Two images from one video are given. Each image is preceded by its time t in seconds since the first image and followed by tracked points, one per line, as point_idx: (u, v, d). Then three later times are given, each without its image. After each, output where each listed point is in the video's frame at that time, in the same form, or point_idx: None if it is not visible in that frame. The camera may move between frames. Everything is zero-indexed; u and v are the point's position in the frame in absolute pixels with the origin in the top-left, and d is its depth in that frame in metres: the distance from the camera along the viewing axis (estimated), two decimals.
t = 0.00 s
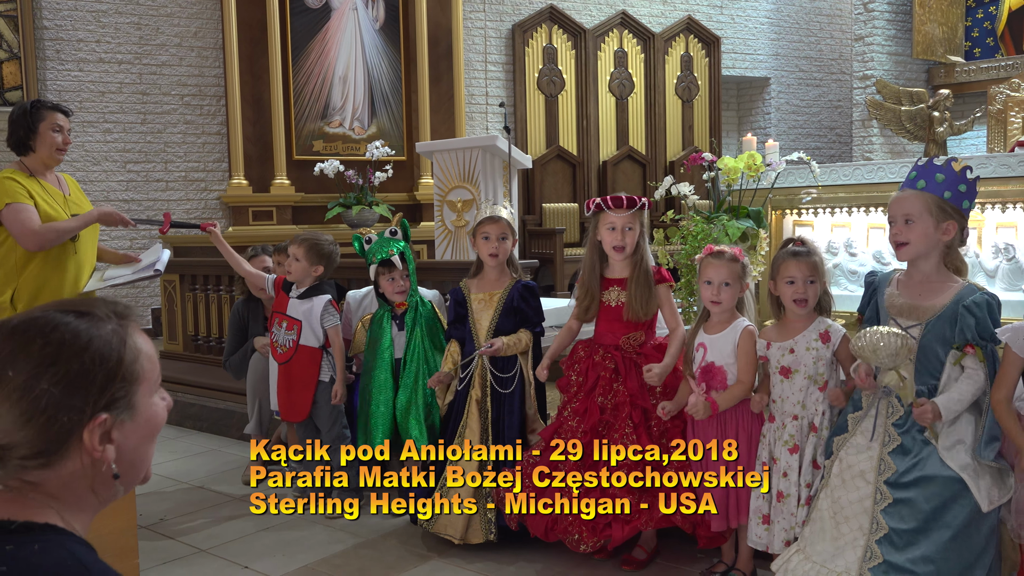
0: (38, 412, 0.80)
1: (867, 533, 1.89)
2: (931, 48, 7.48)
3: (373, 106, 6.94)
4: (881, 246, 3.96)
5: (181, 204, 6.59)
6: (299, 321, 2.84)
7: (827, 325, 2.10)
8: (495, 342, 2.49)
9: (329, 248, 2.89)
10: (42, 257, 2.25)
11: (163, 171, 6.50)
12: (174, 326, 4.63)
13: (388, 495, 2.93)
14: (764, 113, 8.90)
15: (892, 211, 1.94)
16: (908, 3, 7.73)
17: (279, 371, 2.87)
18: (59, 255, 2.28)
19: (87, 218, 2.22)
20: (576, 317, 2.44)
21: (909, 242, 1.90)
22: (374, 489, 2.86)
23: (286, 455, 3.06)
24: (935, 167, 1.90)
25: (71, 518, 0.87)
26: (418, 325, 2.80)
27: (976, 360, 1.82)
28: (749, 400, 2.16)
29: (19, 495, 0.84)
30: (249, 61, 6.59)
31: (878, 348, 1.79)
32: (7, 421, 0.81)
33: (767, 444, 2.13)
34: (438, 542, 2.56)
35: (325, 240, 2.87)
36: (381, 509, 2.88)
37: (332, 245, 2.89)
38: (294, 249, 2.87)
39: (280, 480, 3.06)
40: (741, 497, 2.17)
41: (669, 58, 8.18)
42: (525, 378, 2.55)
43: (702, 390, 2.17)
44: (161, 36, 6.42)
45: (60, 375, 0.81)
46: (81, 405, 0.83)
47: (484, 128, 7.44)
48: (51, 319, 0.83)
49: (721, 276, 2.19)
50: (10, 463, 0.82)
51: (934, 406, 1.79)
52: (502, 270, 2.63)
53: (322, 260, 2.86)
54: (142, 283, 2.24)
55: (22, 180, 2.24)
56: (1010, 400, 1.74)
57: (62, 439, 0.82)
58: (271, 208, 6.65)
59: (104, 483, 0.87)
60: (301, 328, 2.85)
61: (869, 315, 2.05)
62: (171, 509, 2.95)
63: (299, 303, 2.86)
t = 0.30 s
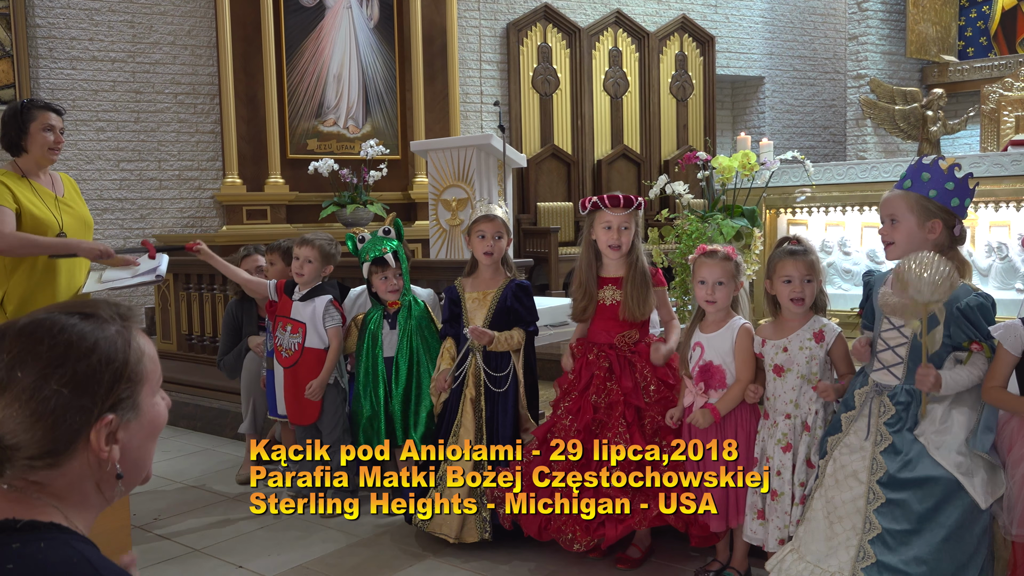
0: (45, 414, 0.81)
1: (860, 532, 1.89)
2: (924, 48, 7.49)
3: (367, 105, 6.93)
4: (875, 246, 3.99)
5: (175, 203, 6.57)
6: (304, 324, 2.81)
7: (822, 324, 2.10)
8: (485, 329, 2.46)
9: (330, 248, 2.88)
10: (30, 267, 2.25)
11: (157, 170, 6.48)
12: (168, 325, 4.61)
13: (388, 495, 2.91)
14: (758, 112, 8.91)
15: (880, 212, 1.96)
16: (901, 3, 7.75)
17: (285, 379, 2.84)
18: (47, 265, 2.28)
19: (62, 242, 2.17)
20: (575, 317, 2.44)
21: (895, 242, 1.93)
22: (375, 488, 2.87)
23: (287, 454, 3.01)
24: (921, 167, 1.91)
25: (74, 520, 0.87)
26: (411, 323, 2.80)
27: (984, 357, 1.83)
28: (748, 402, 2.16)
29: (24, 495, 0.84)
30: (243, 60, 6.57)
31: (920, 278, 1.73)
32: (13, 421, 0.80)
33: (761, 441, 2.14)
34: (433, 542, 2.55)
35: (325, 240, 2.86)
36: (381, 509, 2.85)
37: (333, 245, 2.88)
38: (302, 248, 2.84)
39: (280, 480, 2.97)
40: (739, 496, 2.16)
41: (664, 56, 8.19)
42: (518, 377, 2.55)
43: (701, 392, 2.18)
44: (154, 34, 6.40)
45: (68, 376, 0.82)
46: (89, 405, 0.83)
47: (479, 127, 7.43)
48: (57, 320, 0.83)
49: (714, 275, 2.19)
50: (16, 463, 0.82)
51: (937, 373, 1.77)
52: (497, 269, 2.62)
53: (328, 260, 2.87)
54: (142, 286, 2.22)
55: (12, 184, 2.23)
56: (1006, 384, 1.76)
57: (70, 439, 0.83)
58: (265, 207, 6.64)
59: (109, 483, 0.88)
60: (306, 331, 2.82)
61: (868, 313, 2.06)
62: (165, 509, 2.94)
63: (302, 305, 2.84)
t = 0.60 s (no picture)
0: (40, 406, 0.81)
1: (850, 529, 1.91)
2: (913, 48, 7.52)
3: (359, 105, 6.93)
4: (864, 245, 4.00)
5: (165, 202, 6.55)
6: (301, 327, 2.82)
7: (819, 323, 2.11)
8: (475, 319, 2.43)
9: (326, 246, 2.88)
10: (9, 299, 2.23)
11: (148, 169, 6.46)
12: (159, 325, 4.60)
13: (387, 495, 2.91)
14: (748, 112, 8.95)
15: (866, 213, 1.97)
16: (890, 4, 7.79)
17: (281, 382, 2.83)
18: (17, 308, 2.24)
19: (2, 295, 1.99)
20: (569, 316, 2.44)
21: (882, 241, 1.95)
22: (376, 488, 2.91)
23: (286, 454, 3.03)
24: (905, 167, 1.94)
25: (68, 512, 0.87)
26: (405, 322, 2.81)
27: (947, 356, 1.83)
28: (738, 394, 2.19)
29: (17, 489, 0.83)
30: (234, 60, 6.56)
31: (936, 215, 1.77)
32: (9, 413, 0.81)
33: (754, 437, 2.14)
34: (424, 541, 2.56)
35: (320, 239, 2.85)
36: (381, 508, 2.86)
37: (328, 243, 2.88)
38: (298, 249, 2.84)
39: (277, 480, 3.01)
40: (727, 494, 2.17)
41: (655, 57, 8.21)
42: (508, 375, 2.56)
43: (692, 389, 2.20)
44: (145, 33, 6.38)
45: (64, 368, 0.82)
46: (85, 398, 0.83)
47: (470, 126, 7.44)
48: (51, 314, 0.84)
49: (705, 275, 2.20)
50: (10, 455, 0.82)
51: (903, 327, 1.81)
52: (488, 267, 2.63)
53: (325, 259, 2.87)
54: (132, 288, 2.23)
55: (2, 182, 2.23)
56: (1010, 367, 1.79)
57: (65, 433, 0.83)
58: (256, 207, 6.63)
59: (104, 474, 0.88)
60: (302, 334, 2.83)
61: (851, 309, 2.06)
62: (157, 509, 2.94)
63: (299, 308, 2.85)
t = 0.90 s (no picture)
0: (30, 413, 0.83)
1: (842, 529, 1.91)
2: (900, 50, 7.55)
3: (348, 105, 6.92)
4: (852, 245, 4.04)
5: (153, 202, 6.52)
6: (293, 329, 2.81)
7: (807, 323, 2.11)
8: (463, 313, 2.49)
9: (318, 247, 2.87)
10: None
11: (136, 169, 6.43)
12: (147, 326, 4.58)
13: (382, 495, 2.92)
14: (737, 113, 8.99)
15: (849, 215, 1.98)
16: (877, 6, 7.85)
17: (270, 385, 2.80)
18: None
19: None
20: (556, 316, 2.45)
21: (868, 241, 1.95)
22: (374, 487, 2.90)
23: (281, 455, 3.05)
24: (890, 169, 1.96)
25: (58, 514, 0.90)
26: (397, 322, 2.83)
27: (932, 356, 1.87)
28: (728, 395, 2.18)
29: (10, 494, 0.87)
30: (223, 59, 6.53)
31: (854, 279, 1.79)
32: None
33: (744, 438, 2.13)
34: (414, 541, 2.55)
35: (313, 240, 2.85)
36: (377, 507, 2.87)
37: (321, 244, 2.87)
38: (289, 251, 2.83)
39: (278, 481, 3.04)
40: (719, 490, 2.16)
41: (644, 58, 8.23)
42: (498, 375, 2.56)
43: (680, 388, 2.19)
44: (133, 33, 6.34)
45: (54, 374, 0.84)
46: (76, 403, 0.86)
47: (460, 127, 7.44)
48: (41, 318, 0.86)
49: (698, 276, 2.20)
50: (1, 459, 0.84)
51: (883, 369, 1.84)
52: (477, 268, 2.63)
53: (316, 261, 2.86)
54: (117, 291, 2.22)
55: None
56: (1008, 393, 1.76)
57: (56, 437, 0.85)
58: (245, 207, 6.60)
59: (95, 479, 0.91)
60: (294, 335, 2.82)
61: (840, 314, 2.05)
62: (145, 511, 2.92)
63: (291, 310, 2.84)
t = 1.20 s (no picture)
0: (26, 413, 0.84)
1: (828, 526, 1.91)
2: (887, 51, 7.60)
3: (337, 104, 6.91)
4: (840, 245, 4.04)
5: (141, 202, 6.48)
6: (291, 327, 2.79)
7: (796, 323, 2.11)
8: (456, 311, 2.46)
9: (308, 246, 2.85)
10: None
11: (123, 169, 6.39)
12: (135, 326, 4.55)
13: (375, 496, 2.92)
14: (726, 113, 9.01)
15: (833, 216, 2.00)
16: (865, 7, 7.88)
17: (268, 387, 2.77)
18: None
19: None
20: (545, 316, 2.46)
21: (851, 241, 1.96)
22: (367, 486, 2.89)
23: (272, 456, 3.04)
24: (871, 170, 1.97)
25: (53, 517, 0.91)
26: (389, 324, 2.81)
27: (936, 351, 1.88)
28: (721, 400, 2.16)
29: (5, 497, 0.87)
30: (211, 58, 6.50)
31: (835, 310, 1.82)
32: None
33: (734, 437, 2.14)
34: (405, 541, 2.55)
35: (304, 239, 2.83)
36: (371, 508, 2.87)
37: (310, 243, 2.86)
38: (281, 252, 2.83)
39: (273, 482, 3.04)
40: (711, 488, 2.16)
41: (633, 58, 8.24)
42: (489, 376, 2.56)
43: (675, 389, 2.20)
44: (120, 32, 6.31)
45: (51, 377, 0.85)
46: (72, 406, 0.87)
47: (449, 127, 7.43)
48: (41, 320, 0.87)
49: (689, 276, 2.20)
50: None
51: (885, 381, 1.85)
52: (465, 268, 2.63)
53: (308, 260, 2.85)
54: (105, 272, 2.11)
55: None
56: (979, 401, 1.81)
57: (52, 439, 0.86)
58: (234, 207, 6.58)
59: (89, 482, 0.92)
60: (293, 334, 2.79)
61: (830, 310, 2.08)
62: (132, 512, 2.90)
63: (288, 309, 2.82)
